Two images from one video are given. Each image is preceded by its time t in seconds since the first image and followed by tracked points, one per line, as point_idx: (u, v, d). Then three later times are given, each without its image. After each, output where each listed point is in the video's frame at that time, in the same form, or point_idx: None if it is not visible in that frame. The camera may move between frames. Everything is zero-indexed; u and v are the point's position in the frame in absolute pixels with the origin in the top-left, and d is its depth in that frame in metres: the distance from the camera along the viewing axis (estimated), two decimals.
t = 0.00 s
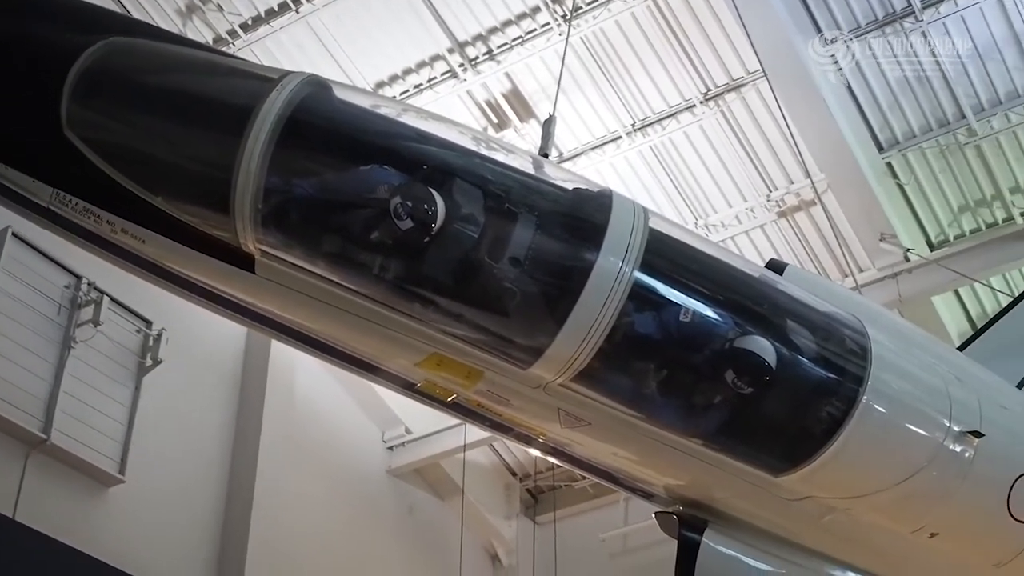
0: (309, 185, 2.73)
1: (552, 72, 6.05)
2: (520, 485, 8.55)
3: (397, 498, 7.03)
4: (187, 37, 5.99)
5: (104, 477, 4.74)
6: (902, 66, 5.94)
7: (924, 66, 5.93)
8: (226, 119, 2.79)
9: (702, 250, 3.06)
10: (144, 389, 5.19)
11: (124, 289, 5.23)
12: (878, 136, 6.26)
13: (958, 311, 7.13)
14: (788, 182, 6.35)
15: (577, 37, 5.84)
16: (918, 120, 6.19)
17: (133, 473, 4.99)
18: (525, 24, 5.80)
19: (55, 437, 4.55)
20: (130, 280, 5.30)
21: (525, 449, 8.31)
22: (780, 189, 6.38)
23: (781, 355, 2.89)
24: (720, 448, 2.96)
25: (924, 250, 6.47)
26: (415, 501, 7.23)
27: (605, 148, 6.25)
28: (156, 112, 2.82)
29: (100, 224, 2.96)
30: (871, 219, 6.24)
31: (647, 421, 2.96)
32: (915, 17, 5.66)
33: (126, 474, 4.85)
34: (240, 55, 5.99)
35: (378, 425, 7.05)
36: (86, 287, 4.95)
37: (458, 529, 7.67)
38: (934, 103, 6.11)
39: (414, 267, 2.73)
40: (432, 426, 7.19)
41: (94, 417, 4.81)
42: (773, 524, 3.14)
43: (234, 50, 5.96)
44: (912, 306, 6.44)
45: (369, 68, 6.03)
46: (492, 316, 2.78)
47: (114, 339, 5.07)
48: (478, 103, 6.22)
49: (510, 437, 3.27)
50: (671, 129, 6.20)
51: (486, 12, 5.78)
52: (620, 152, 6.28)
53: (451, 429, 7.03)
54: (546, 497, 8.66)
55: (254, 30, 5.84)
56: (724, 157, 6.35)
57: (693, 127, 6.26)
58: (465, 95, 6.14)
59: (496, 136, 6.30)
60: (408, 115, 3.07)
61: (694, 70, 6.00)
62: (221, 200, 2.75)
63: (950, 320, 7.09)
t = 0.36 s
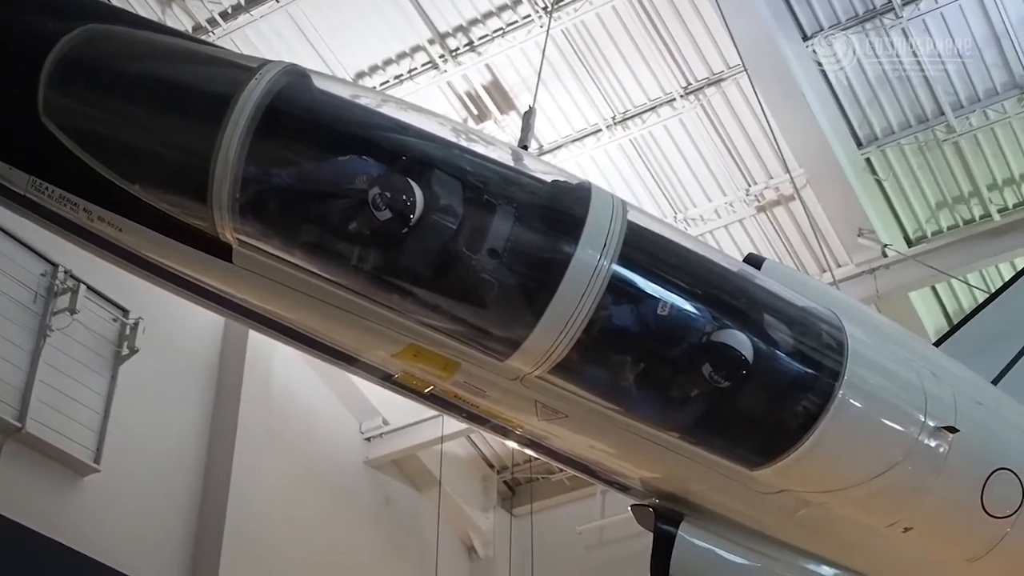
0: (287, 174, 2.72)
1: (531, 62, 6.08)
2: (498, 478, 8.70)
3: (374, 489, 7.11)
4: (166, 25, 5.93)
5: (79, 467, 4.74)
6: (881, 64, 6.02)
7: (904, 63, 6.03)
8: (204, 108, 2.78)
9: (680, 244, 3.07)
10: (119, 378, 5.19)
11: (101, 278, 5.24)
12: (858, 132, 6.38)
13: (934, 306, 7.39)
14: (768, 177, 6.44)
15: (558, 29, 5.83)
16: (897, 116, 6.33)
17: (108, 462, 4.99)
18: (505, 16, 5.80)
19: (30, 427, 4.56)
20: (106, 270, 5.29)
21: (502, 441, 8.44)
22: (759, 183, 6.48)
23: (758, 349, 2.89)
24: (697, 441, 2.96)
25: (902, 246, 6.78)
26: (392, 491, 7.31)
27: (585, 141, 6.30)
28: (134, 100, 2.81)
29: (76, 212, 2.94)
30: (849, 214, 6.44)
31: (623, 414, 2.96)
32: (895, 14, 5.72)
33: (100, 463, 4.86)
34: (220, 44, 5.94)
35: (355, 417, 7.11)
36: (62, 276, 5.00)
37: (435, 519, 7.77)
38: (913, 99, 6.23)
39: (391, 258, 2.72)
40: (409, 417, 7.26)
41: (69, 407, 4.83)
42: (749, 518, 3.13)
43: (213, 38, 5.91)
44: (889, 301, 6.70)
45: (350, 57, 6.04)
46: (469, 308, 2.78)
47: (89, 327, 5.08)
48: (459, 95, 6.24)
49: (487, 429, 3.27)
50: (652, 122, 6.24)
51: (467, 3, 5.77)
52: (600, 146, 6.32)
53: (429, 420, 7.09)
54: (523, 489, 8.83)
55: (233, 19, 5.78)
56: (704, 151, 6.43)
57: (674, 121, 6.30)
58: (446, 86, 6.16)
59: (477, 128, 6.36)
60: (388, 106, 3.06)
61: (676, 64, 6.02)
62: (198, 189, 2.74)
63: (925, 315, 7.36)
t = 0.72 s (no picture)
0: (264, 164, 2.70)
1: (511, 53, 6.12)
2: (474, 470, 8.78)
3: (350, 481, 7.22)
4: (144, 11, 5.91)
5: (50, 455, 4.77)
6: (860, 58, 6.08)
7: (884, 61, 6.10)
8: (181, 95, 2.76)
9: (658, 237, 3.07)
10: (94, 365, 5.22)
11: (76, 266, 5.25)
12: (837, 127, 6.43)
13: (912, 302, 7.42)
14: (746, 172, 6.50)
15: (538, 21, 5.91)
16: (875, 112, 6.37)
17: (85, 450, 5.02)
18: (486, 7, 5.82)
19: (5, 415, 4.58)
20: (82, 258, 5.32)
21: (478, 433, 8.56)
22: (738, 177, 6.53)
23: (735, 343, 2.90)
24: (673, 435, 2.96)
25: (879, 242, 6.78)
26: (367, 483, 7.44)
27: (565, 133, 6.36)
28: (110, 87, 2.79)
29: (52, 199, 2.92)
30: (827, 209, 6.39)
31: (599, 407, 2.96)
32: (875, 10, 5.80)
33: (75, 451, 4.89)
34: (199, 32, 5.93)
35: (333, 408, 7.24)
36: (37, 263, 4.97)
37: (411, 511, 7.90)
38: (891, 95, 6.30)
39: (368, 248, 2.71)
40: (385, 409, 7.42)
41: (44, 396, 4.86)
42: (723, 512, 3.14)
43: (191, 25, 5.89)
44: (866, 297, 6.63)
45: (328, 47, 6.06)
46: (446, 299, 2.77)
47: (62, 315, 5.10)
48: (439, 86, 6.28)
49: (463, 421, 3.26)
50: (631, 116, 6.30)
51: None
52: (580, 138, 6.37)
53: (406, 412, 7.23)
54: (499, 483, 8.89)
55: (213, 7, 5.78)
56: (683, 145, 6.50)
57: (653, 114, 6.37)
58: (425, 77, 6.20)
59: (456, 119, 6.39)
60: (367, 96, 3.05)
61: (656, 59, 6.10)
62: (174, 177, 2.73)
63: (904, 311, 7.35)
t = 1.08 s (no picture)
0: (243, 154, 2.69)
1: (491, 47, 6.26)
2: (451, 463, 9.19)
3: (328, 471, 7.53)
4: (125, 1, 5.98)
5: (27, 446, 4.89)
6: (840, 55, 6.26)
7: (864, 59, 6.29)
8: (159, 85, 2.74)
9: (637, 232, 3.07)
10: (71, 356, 5.35)
11: (55, 257, 5.38)
12: (816, 124, 6.62)
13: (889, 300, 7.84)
14: (725, 168, 6.72)
15: (518, 15, 6.01)
16: (854, 110, 6.57)
17: (60, 442, 5.15)
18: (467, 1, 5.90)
19: None
20: (61, 248, 5.44)
21: (453, 427, 8.91)
22: (717, 173, 6.75)
23: (712, 338, 2.91)
24: (649, 429, 2.96)
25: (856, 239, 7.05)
26: (344, 475, 7.73)
27: (544, 127, 6.51)
28: (88, 76, 2.77)
29: (28, 187, 2.91)
30: (806, 206, 6.62)
31: (576, 401, 2.96)
32: (855, 8, 5.96)
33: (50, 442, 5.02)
34: (179, 21, 6.04)
35: (310, 400, 7.53)
36: (13, 252, 5.02)
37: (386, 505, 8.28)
38: (870, 92, 6.49)
39: (345, 239, 2.71)
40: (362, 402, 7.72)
41: (24, 387, 4.99)
42: (700, 507, 3.13)
43: (172, 15, 5.94)
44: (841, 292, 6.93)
45: (308, 39, 6.17)
46: (424, 292, 2.76)
47: (41, 306, 5.22)
48: (419, 79, 6.41)
49: (440, 414, 3.25)
50: (611, 110, 6.46)
51: None
52: (559, 133, 6.53)
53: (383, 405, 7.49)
54: (476, 475, 9.40)
55: None
56: (663, 141, 6.68)
57: (632, 109, 6.53)
58: (406, 70, 6.32)
59: (436, 112, 6.52)
60: (347, 88, 3.04)
61: (635, 52, 6.23)
62: (151, 167, 2.71)
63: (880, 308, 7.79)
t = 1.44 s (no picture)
0: (223, 144, 2.69)
1: (472, 42, 6.61)
2: (431, 455, 9.57)
3: (306, 462, 7.86)
4: None
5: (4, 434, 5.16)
6: (822, 50, 6.61)
7: (847, 60, 6.65)
8: (139, 74, 2.73)
9: (618, 226, 3.08)
10: (49, 345, 5.64)
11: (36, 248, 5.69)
12: (798, 119, 6.98)
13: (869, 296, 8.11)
14: (707, 163, 7.07)
15: (501, 8, 6.38)
16: (836, 106, 6.93)
17: (36, 431, 5.43)
18: None
19: None
20: (43, 240, 5.77)
21: (433, 420, 9.31)
22: (699, 168, 7.10)
23: (691, 333, 2.91)
24: (628, 423, 2.96)
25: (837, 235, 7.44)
26: (323, 466, 8.10)
27: (526, 120, 6.85)
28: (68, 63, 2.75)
29: (6, 175, 2.89)
30: (787, 202, 6.91)
31: (556, 394, 2.96)
32: (837, 5, 6.28)
33: (27, 431, 5.29)
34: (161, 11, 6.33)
35: (289, 390, 7.84)
36: None
37: (364, 496, 8.67)
38: (852, 89, 6.84)
39: (324, 230, 2.70)
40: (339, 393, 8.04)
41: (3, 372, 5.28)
42: (678, 501, 3.13)
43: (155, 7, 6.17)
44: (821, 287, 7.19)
45: (291, 30, 6.52)
46: (404, 283, 2.75)
47: (22, 296, 5.53)
48: (401, 71, 6.76)
49: (418, 406, 3.25)
50: (593, 103, 6.79)
51: None
52: (540, 125, 6.87)
53: (363, 397, 7.83)
54: (455, 468, 9.69)
55: None
56: (644, 134, 7.04)
57: (614, 103, 6.90)
58: (388, 62, 6.68)
59: (417, 102, 6.86)
60: (329, 79, 3.04)
61: (619, 47, 6.59)
62: (131, 155, 2.69)
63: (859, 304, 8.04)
